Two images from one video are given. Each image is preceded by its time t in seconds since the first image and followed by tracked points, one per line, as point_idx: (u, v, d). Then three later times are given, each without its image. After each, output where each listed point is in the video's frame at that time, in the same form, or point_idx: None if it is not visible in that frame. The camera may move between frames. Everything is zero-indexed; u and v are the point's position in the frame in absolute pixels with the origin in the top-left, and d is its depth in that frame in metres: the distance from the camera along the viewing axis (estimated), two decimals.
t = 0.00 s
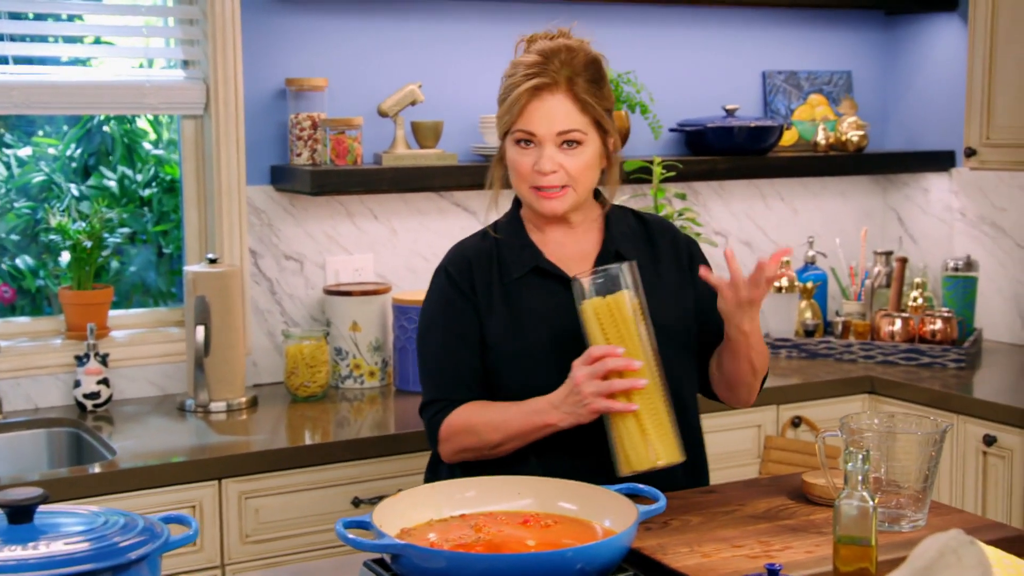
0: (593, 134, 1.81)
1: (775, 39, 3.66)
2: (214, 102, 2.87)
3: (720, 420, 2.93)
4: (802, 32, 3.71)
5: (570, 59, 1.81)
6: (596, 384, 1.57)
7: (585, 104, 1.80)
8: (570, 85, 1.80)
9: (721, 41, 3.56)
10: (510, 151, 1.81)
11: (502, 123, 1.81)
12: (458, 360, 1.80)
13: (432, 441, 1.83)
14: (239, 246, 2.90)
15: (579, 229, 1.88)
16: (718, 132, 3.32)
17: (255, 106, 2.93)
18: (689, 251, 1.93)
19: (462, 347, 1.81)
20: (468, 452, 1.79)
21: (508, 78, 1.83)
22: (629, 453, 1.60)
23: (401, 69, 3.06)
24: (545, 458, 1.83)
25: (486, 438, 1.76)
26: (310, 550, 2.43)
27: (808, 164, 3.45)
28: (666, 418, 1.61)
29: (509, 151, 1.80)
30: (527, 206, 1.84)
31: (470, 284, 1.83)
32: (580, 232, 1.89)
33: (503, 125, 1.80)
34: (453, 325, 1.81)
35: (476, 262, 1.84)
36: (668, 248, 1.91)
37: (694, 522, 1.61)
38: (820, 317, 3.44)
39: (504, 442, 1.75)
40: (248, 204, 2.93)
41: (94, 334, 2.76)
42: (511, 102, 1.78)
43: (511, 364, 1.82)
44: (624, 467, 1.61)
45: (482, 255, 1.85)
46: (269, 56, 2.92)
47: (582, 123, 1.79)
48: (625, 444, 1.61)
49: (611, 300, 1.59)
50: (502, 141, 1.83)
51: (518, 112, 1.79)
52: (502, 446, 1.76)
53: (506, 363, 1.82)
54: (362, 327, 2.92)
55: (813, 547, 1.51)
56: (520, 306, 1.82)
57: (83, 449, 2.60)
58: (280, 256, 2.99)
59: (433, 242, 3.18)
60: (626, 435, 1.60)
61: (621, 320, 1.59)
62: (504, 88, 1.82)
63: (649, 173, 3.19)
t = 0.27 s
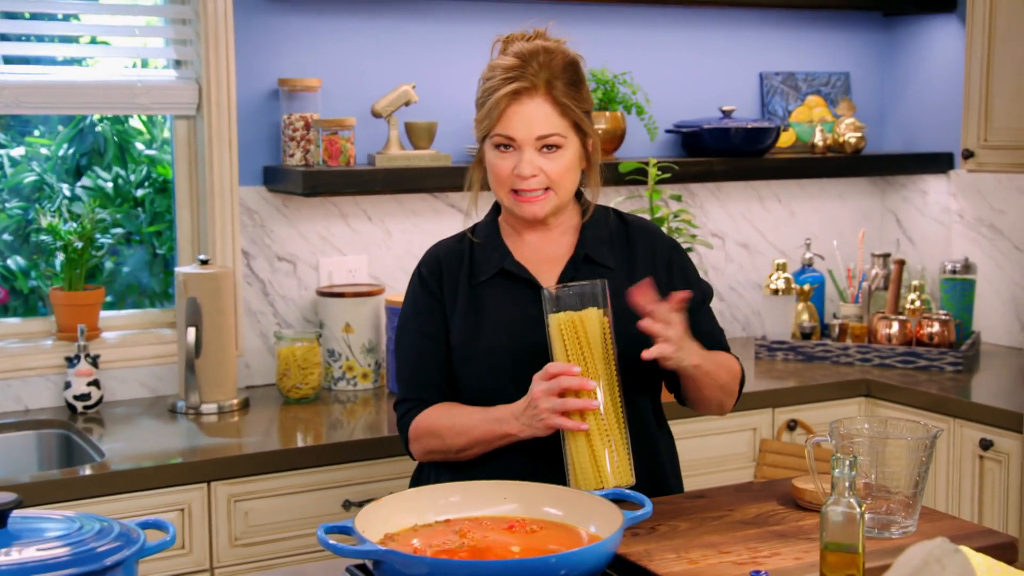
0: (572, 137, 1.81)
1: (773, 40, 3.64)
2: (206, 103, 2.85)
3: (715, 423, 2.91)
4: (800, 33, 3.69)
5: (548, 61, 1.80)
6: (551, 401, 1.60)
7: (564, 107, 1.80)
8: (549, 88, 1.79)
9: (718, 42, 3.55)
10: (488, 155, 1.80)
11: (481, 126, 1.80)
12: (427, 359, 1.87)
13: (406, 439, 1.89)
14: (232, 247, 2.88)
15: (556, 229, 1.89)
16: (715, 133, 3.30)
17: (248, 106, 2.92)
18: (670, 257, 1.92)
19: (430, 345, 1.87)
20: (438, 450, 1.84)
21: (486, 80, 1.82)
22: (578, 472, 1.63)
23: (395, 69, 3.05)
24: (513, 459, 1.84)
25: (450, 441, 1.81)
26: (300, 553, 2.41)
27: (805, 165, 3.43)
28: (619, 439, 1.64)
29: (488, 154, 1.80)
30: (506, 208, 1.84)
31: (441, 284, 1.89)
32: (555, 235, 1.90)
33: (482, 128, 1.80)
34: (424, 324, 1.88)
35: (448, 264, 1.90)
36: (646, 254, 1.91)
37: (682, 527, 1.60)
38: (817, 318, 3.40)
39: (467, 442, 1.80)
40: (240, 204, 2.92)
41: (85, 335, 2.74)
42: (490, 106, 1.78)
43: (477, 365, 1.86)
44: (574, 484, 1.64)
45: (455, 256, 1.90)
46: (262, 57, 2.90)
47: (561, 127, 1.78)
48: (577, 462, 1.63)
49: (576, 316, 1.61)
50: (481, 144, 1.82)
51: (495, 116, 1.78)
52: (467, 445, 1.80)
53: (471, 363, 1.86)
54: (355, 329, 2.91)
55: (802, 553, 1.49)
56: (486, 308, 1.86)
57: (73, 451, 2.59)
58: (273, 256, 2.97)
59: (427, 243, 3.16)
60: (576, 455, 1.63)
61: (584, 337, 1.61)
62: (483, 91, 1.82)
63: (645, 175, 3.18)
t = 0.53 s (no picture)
0: (561, 134, 1.81)
1: (777, 37, 3.62)
2: (206, 100, 2.84)
3: (716, 423, 2.89)
4: (805, 30, 3.67)
5: (536, 59, 1.82)
6: (562, 397, 1.60)
7: (552, 104, 1.81)
8: (536, 85, 1.80)
9: (722, 39, 3.52)
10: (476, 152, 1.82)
11: (469, 124, 1.81)
12: (421, 360, 1.85)
13: (399, 441, 1.86)
14: (231, 245, 2.87)
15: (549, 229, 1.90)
16: (717, 131, 3.28)
17: (248, 103, 2.90)
18: (664, 259, 1.95)
19: (424, 346, 1.85)
20: (434, 451, 1.82)
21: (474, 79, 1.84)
22: (598, 468, 1.62)
23: (396, 67, 3.04)
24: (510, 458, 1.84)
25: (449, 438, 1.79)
26: (296, 553, 2.40)
27: (809, 163, 3.40)
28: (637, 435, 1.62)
29: (476, 152, 1.81)
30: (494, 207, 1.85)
31: (434, 285, 1.87)
32: (547, 233, 1.90)
33: (470, 126, 1.81)
34: (416, 325, 1.85)
35: (441, 264, 1.88)
36: (639, 254, 1.93)
37: (676, 529, 1.58)
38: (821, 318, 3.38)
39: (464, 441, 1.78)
40: (240, 202, 2.91)
41: (83, 333, 2.73)
42: (477, 103, 1.79)
43: (472, 364, 1.85)
44: (594, 481, 1.63)
45: (448, 256, 1.88)
46: (262, 54, 2.89)
47: (549, 124, 1.79)
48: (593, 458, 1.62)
49: (583, 312, 1.58)
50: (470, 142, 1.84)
51: (483, 114, 1.80)
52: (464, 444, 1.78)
53: (467, 363, 1.85)
54: (355, 327, 2.89)
55: (796, 556, 1.47)
56: (481, 305, 1.85)
57: (71, 449, 2.58)
58: (273, 254, 2.96)
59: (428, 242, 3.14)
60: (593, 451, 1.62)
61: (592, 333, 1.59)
62: (472, 89, 1.83)
63: (647, 173, 3.16)
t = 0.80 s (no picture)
0: (555, 127, 1.82)
1: (782, 34, 3.59)
2: (205, 97, 2.83)
3: (718, 422, 2.87)
4: (810, 27, 3.64)
5: (526, 53, 1.82)
6: (570, 378, 1.60)
7: (546, 97, 1.82)
8: (529, 79, 1.81)
9: (727, 36, 3.50)
10: (472, 149, 1.81)
11: (463, 121, 1.81)
12: (412, 357, 1.82)
13: (388, 438, 1.83)
14: (230, 243, 2.86)
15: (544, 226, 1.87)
16: (721, 128, 3.25)
17: (248, 100, 2.89)
18: (658, 257, 1.93)
19: (416, 344, 1.82)
20: (422, 445, 1.80)
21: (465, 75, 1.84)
22: (620, 458, 1.60)
23: (397, 64, 3.02)
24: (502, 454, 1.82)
25: (434, 423, 1.76)
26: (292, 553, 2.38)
27: (814, 161, 3.38)
28: (657, 425, 1.60)
29: (471, 148, 1.81)
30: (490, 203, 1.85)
31: (425, 283, 1.84)
32: (541, 230, 1.87)
33: (464, 123, 1.81)
34: (408, 323, 1.83)
35: (433, 262, 1.86)
36: (633, 252, 1.92)
37: (668, 531, 1.56)
38: (826, 316, 3.34)
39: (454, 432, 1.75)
40: (240, 199, 2.89)
41: (82, 331, 2.72)
42: (471, 99, 1.79)
43: (464, 361, 1.83)
44: (615, 472, 1.61)
45: (440, 255, 1.86)
46: (261, 50, 2.88)
47: (544, 117, 1.80)
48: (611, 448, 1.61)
49: (615, 299, 1.57)
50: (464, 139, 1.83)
51: (477, 110, 1.79)
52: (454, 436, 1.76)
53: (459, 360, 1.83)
54: (354, 326, 2.88)
55: (789, 559, 1.45)
56: (476, 302, 1.84)
57: (68, 448, 2.57)
58: (273, 252, 2.95)
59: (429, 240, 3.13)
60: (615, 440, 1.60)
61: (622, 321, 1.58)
62: (462, 86, 1.83)
63: (649, 170, 3.13)
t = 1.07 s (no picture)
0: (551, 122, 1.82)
1: (787, 29, 3.56)
2: (203, 93, 2.81)
3: (719, 421, 2.84)
4: (815, 22, 3.61)
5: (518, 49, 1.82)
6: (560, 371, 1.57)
7: (541, 92, 1.81)
8: (524, 74, 1.80)
9: (730, 31, 3.47)
10: (468, 145, 1.79)
11: (458, 117, 1.79)
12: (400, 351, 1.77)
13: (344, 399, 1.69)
14: (227, 242, 2.85)
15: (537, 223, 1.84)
16: (724, 124, 3.22)
17: (245, 96, 2.87)
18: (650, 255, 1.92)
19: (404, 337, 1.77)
20: (376, 415, 1.67)
21: (456, 72, 1.82)
22: (639, 465, 1.59)
23: (396, 60, 3.00)
24: (491, 452, 1.79)
25: (363, 375, 1.61)
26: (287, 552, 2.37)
27: (819, 157, 3.35)
28: (673, 430, 1.59)
29: (470, 144, 1.78)
30: (486, 200, 1.82)
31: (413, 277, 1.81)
32: (535, 227, 1.84)
33: (461, 118, 1.79)
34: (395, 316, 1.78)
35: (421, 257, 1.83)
36: (626, 249, 1.90)
37: (656, 532, 1.53)
38: (830, 314, 3.30)
39: (383, 386, 1.60)
40: (237, 196, 2.88)
41: (78, 329, 2.71)
42: (470, 93, 1.77)
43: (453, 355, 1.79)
44: (632, 481, 1.61)
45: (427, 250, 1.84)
46: (259, 46, 2.86)
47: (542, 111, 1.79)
48: (629, 452, 1.60)
49: (651, 303, 1.56)
50: (459, 136, 1.81)
51: (473, 105, 1.78)
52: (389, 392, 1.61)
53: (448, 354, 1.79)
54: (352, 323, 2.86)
55: (778, 560, 1.43)
56: (465, 296, 1.81)
57: (64, 447, 2.55)
58: (271, 249, 2.93)
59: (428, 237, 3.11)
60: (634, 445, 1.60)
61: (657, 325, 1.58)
62: (455, 82, 1.81)
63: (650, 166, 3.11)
